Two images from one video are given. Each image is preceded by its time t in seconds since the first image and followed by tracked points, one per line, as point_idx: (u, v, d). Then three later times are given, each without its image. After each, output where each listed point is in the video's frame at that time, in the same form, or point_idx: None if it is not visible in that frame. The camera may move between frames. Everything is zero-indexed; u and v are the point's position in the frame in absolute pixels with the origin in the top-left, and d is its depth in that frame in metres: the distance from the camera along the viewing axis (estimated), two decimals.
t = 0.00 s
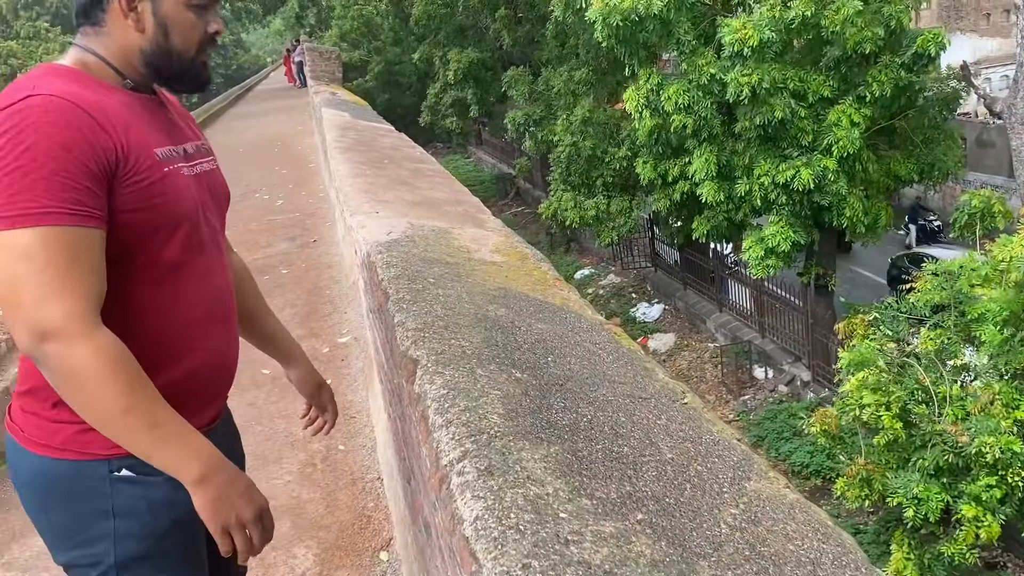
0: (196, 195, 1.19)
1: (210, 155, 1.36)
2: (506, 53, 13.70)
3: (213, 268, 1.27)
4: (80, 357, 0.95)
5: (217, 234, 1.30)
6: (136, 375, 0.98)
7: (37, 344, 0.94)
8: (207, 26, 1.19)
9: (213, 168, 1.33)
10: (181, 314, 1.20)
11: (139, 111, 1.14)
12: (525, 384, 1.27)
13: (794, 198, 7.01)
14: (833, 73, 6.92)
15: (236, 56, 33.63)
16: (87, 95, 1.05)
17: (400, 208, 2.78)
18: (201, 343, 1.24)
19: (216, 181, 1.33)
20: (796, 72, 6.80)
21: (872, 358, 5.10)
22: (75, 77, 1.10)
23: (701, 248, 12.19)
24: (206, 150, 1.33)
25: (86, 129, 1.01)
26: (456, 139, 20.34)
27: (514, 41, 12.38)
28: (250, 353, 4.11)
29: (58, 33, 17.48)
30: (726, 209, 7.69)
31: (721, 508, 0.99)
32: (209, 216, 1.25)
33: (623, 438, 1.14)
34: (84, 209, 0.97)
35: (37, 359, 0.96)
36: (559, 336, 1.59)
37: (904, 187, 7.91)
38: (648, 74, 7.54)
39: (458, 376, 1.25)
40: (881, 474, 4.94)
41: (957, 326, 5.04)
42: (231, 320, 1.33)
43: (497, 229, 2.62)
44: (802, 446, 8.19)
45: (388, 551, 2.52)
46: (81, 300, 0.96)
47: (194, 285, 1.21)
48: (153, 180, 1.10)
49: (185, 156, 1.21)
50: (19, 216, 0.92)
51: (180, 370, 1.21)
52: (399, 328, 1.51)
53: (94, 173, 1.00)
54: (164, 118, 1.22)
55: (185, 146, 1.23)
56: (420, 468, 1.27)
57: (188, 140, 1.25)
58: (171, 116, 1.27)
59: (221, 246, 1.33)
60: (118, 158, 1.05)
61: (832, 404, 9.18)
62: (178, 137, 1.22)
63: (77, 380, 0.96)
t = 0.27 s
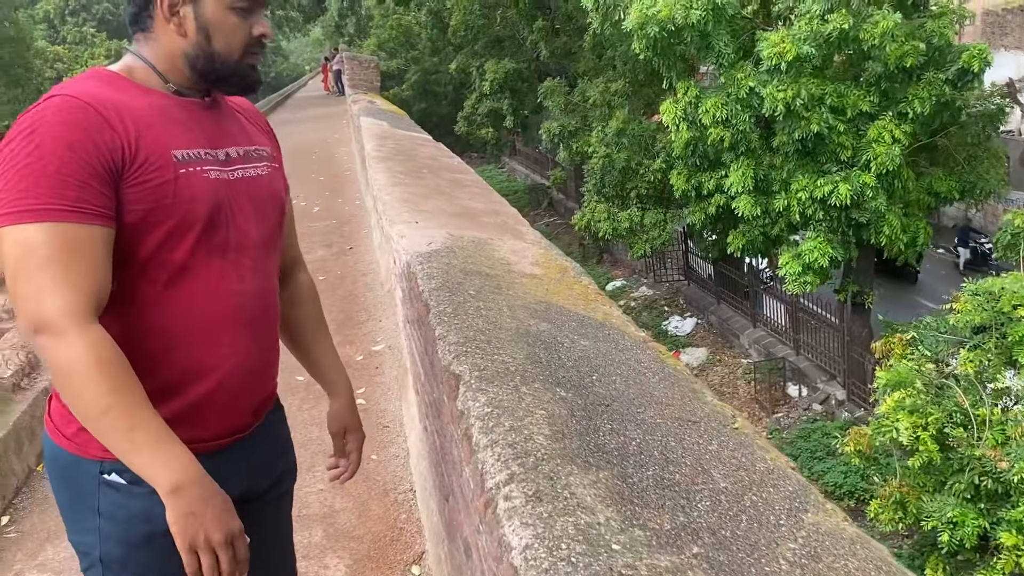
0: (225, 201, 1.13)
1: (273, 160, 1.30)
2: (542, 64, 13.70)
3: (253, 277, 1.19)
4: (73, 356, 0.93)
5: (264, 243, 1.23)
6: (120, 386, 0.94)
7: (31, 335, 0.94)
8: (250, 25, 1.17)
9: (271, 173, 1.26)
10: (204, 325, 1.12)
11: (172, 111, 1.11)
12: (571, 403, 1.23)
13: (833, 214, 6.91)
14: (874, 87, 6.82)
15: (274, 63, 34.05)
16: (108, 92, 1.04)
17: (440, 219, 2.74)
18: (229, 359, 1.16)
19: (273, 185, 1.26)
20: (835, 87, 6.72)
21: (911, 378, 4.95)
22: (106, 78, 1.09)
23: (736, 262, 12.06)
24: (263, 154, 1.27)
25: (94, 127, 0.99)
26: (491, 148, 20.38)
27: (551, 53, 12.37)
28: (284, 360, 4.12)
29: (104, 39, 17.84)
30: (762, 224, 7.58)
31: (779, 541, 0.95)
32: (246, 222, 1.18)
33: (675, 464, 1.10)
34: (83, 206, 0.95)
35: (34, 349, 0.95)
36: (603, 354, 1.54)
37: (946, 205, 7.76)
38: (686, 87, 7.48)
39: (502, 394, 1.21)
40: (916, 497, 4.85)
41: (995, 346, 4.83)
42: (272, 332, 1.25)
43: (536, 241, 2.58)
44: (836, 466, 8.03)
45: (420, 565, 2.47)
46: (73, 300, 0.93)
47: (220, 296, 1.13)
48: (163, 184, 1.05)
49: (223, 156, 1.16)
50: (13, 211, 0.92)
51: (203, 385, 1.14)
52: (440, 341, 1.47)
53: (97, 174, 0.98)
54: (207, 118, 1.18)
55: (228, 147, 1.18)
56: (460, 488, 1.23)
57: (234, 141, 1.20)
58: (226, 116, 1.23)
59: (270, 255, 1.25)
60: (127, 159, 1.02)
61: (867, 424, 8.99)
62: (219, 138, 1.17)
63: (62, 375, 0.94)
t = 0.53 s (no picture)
0: (228, 226, 1.12)
1: (316, 183, 1.26)
2: (592, 87, 13.68)
3: (263, 305, 1.15)
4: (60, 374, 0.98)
5: (286, 271, 1.19)
6: (97, 405, 0.98)
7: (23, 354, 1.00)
8: (214, 32, 1.18)
9: (304, 196, 1.23)
10: (202, 354, 1.11)
11: (187, 138, 1.13)
12: (648, 448, 1.16)
13: (886, 246, 6.72)
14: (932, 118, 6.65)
15: (326, 82, 34.58)
16: (119, 121, 1.08)
17: (497, 242, 2.68)
18: (233, 387, 1.14)
19: (306, 209, 1.22)
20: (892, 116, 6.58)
21: (966, 418, 4.78)
22: (130, 108, 1.14)
23: (785, 292, 11.84)
24: (301, 177, 1.24)
25: (90, 155, 1.03)
26: (537, 170, 20.37)
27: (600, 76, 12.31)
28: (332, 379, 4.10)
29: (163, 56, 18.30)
30: (813, 252, 7.42)
31: None
32: (256, 248, 1.15)
33: (764, 519, 1.03)
34: (71, 233, 0.99)
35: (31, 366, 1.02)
36: (676, 393, 1.47)
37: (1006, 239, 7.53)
38: (738, 113, 7.33)
39: (577, 436, 1.15)
40: (969, 539, 4.59)
41: None
42: (296, 361, 1.21)
43: (596, 268, 2.51)
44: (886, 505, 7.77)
45: None
46: (54, 321, 0.99)
47: (220, 323, 1.12)
48: (159, 209, 1.07)
49: (235, 180, 1.14)
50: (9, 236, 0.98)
51: (208, 412, 1.13)
52: (507, 375, 1.42)
53: (90, 201, 1.02)
54: (228, 139, 1.18)
55: (250, 171, 1.17)
56: (528, 532, 1.17)
57: (258, 164, 1.19)
58: (259, 138, 1.22)
59: (297, 282, 1.21)
60: (124, 185, 1.05)
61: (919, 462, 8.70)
62: (238, 162, 1.16)
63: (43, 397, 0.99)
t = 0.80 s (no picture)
0: (242, 270, 1.13)
1: (356, 218, 1.21)
2: (651, 123, 13.60)
3: (281, 349, 1.15)
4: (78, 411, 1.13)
5: (313, 314, 1.16)
6: (101, 438, 1.14)
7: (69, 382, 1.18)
8: (218, 79, 1.20)
9: (335, 234, 1.18)
10: (219, 395, 1.14)
11: (216, 183, 1.16)
12: (763, 525, 1.09)
13: (954, 291, 6.44)
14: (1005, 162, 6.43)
15: (387, 112, 35.14)
16: (154, 172, 1.16)
17: (570, 282, 2.61)
18: (252, 429, 1.15)
19: (338, 246, 1.18)
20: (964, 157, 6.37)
21: None
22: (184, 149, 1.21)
23: (847, 335, 11.54)
24: (339, 216, 1.19)
25: (118, 207, 1.12)
26: (593, 204, 20.31)
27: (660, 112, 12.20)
28: (392, 414, 4.05)
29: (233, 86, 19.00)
30: (877, 295, 7.21)
31: None
32: (275, 290, 1.14)
33: None
34: (103, 281, 1.12)
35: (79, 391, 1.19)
36: (780, 459, 1.38)
37: None
38: (803, 150, 7.14)
39: (687, 509, 1.08)
40: None
41: None
42: (321, 408, 1.17)
43: (676, 312, 2.41)
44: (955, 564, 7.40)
45: None
46: (81, 363, 1.15)
47: (237, 365, 1.14)
48: (175, 256, 1.12)
49: (257, 222, 1.15)
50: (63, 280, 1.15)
51: (228, 453, 1.16)
52: (600, 433, 1.33)
53: (114, 252, 1.12)
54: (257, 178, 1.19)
55: (281, 212, 1.17)
56: None
57: (288, 203, 1.17)
58: (295, 174, 1.20)
59: (327, 325, 1.17)
60: (148, 234, 1.13)
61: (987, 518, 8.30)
62: (265, 203, 1.17)
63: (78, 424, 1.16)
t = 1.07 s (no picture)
0: (275, 309, 1.21)
1: (393, 261, 1.24)
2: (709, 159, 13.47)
3: (311, 385, 1.23)
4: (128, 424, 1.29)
5: (340, 352, 1.22)
6: (141, 448, 1.29)
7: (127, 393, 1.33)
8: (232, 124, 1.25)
9: (368, 276, 1.22)
10: (253, 422, 1.25)
11: (262, 220, 1.25)
12: None
13: None
14: None
15: (445, 143, 35.54)
16: (212, 207, 1.27)
17: (644, 325, 2.52)
18: (279, 456, 1.24)
19: (371, 288, 1.22)
20: None
21: None
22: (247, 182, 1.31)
23: (910, 380, 11.16)
24: (375, 257, 1.23)
25: (177, 241, 1.26)
26: (649, 239, 20.15)
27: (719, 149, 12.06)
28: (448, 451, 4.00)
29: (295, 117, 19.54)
30: (942, 341, 6.98)
31: None
32: (305, 329, 1.21)
33: None
34: (160, 307, 1.27)
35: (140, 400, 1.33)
36: (890, 531, 1.29)
37: None
38: (869, 192, 6.88)
39: None
40: None
41: None
42: (344, 441, 1.24)
43: (755, 361, 2.31)
44: None
45: None
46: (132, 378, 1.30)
47: (268, 397, 1.24)
48: (218, 289, 1.23)
49: (295, 260, 1.22)
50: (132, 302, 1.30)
51: (258, 475, 1.26)
52: (699, 500, 1.26)
53: (172, 282, 1.26)
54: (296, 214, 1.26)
55: (321, 250, 1.23)
56: None
57: (326, 244, 1.23)
58: (332, 213, 1.26)
59: (357, 363, 1.23)
60: (197, 267, 1.24)
61: None
62: (305, 241, 1.23)
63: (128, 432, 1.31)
